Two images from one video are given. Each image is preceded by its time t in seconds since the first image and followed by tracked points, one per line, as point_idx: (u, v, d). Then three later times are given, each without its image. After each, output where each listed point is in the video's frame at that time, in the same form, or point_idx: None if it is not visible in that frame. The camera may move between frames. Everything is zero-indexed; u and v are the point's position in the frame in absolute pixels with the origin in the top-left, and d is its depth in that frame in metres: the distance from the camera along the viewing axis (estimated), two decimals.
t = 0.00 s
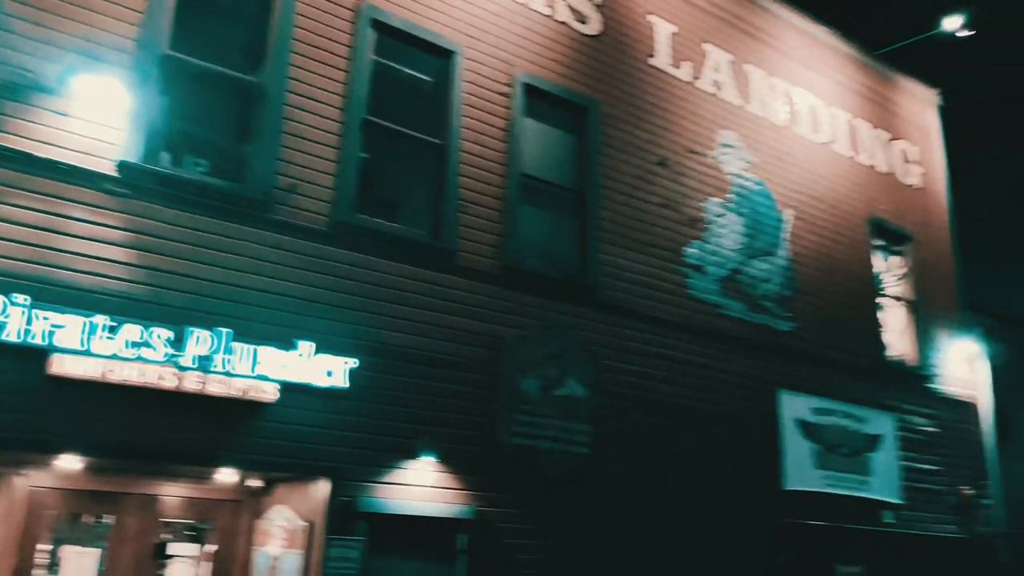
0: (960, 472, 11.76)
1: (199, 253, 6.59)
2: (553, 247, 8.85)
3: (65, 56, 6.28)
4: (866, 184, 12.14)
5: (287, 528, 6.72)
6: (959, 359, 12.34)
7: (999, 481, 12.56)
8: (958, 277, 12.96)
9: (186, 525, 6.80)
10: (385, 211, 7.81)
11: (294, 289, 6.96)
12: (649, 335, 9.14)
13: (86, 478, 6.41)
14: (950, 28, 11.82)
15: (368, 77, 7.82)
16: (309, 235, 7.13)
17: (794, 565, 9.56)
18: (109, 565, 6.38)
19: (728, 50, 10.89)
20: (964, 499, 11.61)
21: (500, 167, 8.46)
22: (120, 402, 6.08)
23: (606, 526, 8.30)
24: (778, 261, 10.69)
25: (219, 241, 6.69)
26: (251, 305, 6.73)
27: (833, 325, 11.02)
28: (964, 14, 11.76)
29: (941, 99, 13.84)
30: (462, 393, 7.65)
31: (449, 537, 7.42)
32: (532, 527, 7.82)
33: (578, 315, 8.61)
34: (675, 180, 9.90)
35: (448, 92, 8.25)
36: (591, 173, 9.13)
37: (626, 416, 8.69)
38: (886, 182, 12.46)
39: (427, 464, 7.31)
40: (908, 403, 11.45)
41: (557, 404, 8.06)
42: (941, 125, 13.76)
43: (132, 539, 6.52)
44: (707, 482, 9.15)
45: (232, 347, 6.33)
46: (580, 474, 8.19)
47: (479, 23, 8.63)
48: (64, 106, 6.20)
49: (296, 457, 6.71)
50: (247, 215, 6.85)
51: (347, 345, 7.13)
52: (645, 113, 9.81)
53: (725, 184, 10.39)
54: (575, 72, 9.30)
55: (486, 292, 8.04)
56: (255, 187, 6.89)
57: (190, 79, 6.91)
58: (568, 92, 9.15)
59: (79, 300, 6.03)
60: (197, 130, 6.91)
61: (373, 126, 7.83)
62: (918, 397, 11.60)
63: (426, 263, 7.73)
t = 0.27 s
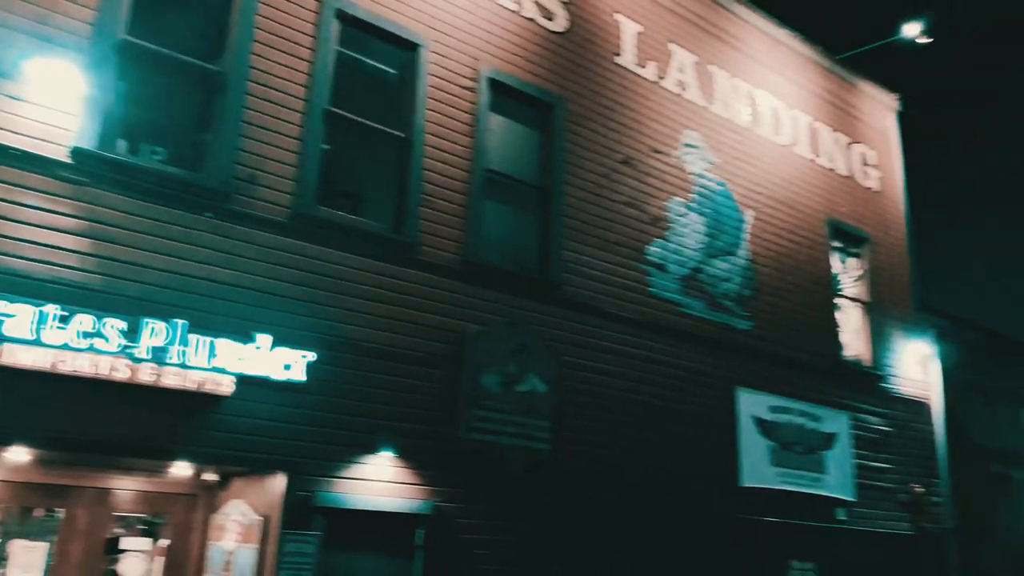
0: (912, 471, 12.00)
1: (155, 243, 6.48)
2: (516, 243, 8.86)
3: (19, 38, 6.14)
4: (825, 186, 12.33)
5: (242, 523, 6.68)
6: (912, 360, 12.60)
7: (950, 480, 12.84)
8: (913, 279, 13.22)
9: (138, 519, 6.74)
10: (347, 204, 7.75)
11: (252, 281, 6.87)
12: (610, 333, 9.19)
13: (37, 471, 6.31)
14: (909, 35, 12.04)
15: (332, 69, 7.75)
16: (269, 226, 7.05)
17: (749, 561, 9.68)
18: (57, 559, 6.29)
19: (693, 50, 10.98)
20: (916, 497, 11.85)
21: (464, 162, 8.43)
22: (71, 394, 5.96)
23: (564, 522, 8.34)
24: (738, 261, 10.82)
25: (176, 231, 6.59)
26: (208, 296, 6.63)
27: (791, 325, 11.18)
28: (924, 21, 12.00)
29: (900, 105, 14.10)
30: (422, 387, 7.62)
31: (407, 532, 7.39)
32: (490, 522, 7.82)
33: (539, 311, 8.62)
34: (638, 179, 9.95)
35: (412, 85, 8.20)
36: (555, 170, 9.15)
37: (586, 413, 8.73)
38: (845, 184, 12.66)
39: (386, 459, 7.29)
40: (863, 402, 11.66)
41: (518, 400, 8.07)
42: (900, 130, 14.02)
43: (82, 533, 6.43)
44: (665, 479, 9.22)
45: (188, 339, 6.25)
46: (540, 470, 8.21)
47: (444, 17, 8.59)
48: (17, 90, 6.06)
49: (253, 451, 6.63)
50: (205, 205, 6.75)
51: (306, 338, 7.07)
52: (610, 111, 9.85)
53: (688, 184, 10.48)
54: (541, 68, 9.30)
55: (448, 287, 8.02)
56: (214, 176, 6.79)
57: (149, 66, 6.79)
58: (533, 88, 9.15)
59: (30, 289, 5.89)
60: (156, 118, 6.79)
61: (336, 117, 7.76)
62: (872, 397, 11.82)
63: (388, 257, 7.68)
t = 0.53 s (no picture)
0: (867, 468, 12.23)
1: (113, 233, 6.37)
2: (481, 239, 8.84)
3: None
4: (787, 188, 12.49)
5: (198, 517, 6.55)
6: (869, 360, 12.83)
7: (903, 477, 13.11)
8: (870, 280, 13.46)
9: (92, 514, 6.64)
10: (310, 196, 7.68)
11: (212, 273, 6.79)
12: (574, 329, 9.23)
13: None
14: (871, 40, 12.24)
15: (296, 60, 7.68)
16: (230, 218, 6.96)
17: (706, 557, 9.80)
18: (8, 554, 6.16)
19: (660, 50, 11.06)
20: (870, 494, 12.07)
21: (429, 157, 8.40)
22: (23, 385, 5.84)
23: (525, 517, 8.36)
24: (701, 260, 10.92)
25: (134, 221, 6.48)
26: (167, 288, 6.53)
27: (751, 324, 11.32)
28: (885, 27, 12.20)
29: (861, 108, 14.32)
30: (384, 382, 7.59)
31: (367, 528, 7.35)
32: (450, 517, 7.82)
33: (502, 307, 8.63)
34: (603, 177, 10.00)
35: (378, 78, 8.14)
36: (521, 166, 9.15)
37: (548, 409, 8.75)
38: (806, 186, 12.84)
39: (346, 455, 7.25)
40: (820, 401, 11.85)
41: (480, 396, 8.07)
42: (861, 133, 14.25)
43: (34, 526, 6.31)
44: (626, 475, 9.28)
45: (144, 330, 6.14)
46: (500, 465, 8.22)
47: (411, 10, 8.54)
48: None
49: (210, 445, 6.56)
50: (165, 195, 6.65)
51: (266, 332, 6.99)
52: (576, 108, 9.88)
53: (653, 183, 10.55)
54: (508, 65, 9.30)
55: (411, 282, 7.98)
56: (174, 166, 6.68)
57: (109, 52, 6.65)
58: (500, 84, 9.14)
59: None
60: (115, 105, 6.67)
61: (300, 108, 7.68)
62: (829, 395, 12.02)
63: (351, 251, 7.63)
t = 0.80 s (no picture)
0: (825, 466, 12.43)
1: (70, 223, 6.25)
2: (447, 234, 8.82)
3: None
4: (752, 188, 12.64)
5: (155, 512, 6.44)
6: (828, 359, 13.03)
7: (860, 475, 13.34)
8: (831, 281, 13.68)
9: (47, 509, 6.53)
10: (274, 188, 7.61)
11: (172, 264, 6.69)
12: (539, 326, 9.25)
13: None
14: (836, 44, 12.42)
15: (262, 50, 7.60)
16: (191, 209, 6.87)
17: (667, 553, 9.88)
18: None
19: (628, 49, 11.12)
20: (828, 491, 12.27)
21: (395, 150, 8.36)
22: None
23: (487, 512, 8.37)
24: (666, 259, 11.01)
25: (93, 210, 6.37)
26: (125, 279, 6.42)
27: (714, 322, 11.44)
28: (849, 31, 12.39)
29: (825, 111, 14.53)
30: (346, 376, 7.55)
31: (327, 523, 7.31)
32: (412, 513, 7.80)
33: (468, 303, 8.62)
34: (570, 174, 10.03)
35: (345, 70, 8.09)
36: (488, 162, 9.14)
37: (512, 405, 8.77)
38: (770, 187, 13.00)
39: (307, 449, 7.20)
40: (780, 399, 12.01)
41: (443, 391, 8.06)
42: (824, 136, 14.46)
43: None
44: (588, 471, 9.34)
45: (101, 322, 6.03)
46: (463, 461, 8.21)
47: (380, 3, 8.50)
48: None
49: (168, 439, 6.47)
50: (125, 184, 6.54)
51: (227, 325, 6.91)
52: (544, 105, 9.89)
53: (619, 181, 10.61)
54: (476, 60, 9.28)
55: (375, 276, 7.94)
56: (134, 155, 6.57)
57: (68, 38, 6.53)
58: (468, 79, 9.12)
59: None
60: (74, 92, 6.55)
61: (265, 99, 7.60)
62: (789, 394, 12.19)
63: (315, 244, 7.58)
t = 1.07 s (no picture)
0: (785, 463, 12.60)
1: (27, 211, 6.14)
2: (413, 229, 8.79)
3: None
4: (718, 188, 12.76)
5: (112, 506, 6.40)
6: (790, 358, 13.22)
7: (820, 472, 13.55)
8: (794, 281, 13.87)
9: (1, 503, 6.42)
10: (238, 179, 7.51)
11: (132, 255, 6.59)
12: (504, 322, 9.26)
13: None
14: (802, 47, 12.58)
15: (227, 39, 7.50)
16: (153, 199, 6.78)
17: (628, 548, 9.97)
18: None
19: (598, 47, 11.16)
20: (788, 488, 12.45)
21: (362, 144, 8.31)
22: None
23: (450, 508, 8.37)
24: (632, 257, 11.08)
25: (51, 199, 6.25)
26: (83, 269, 6.32)
27: (679, 320, 11.54)
28: (815, 34, 12.55)
29: (791, 113, 14.71)
30: (310, 370, 7.50)
31: (288, 518, 7.25)
32: (374, 507, 7.77)
33: (433, 298, 8.60)
34: (538, 170, 10.05)
35: (312, 62, 8.02)
36: (455, 157, 9.12)
37: (476, 400, 8.77)
38: (736, 187, 13.15)
39: (268, 443, 7.14)
40: (743, 397, 12.16)
41: (407, 386, 8.04)
42: (790, 138, 14.64)
43: None
44: (551, 467, 9.38)
45: (58, 313, 5.93)
46: (426, 456, 8.20)
47: None
48: None
49: (126, 432, 6.37)
50: (84, 172, 6.43)
51: (188, 317, 6.83)
52: (513, 101, 9.90)
53: (587, 179, 10.65)
54: (446, 54, 9.25)
55: (340, 270, 7.90)
56: (94, 143, 6.46)
57: (27, 22, 6.40)
58: (437, 74, 9.09)
59: None
60: (32, 78, 6.42)
61: (229, 89, 7.51)
62: (752, 391, 12.34)
63: (279, 237, 7.51)
